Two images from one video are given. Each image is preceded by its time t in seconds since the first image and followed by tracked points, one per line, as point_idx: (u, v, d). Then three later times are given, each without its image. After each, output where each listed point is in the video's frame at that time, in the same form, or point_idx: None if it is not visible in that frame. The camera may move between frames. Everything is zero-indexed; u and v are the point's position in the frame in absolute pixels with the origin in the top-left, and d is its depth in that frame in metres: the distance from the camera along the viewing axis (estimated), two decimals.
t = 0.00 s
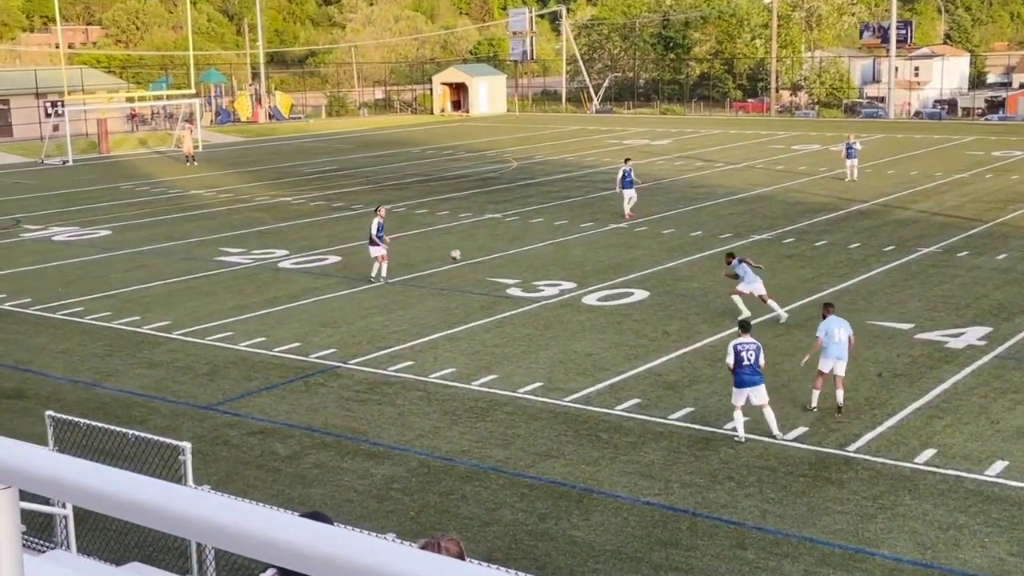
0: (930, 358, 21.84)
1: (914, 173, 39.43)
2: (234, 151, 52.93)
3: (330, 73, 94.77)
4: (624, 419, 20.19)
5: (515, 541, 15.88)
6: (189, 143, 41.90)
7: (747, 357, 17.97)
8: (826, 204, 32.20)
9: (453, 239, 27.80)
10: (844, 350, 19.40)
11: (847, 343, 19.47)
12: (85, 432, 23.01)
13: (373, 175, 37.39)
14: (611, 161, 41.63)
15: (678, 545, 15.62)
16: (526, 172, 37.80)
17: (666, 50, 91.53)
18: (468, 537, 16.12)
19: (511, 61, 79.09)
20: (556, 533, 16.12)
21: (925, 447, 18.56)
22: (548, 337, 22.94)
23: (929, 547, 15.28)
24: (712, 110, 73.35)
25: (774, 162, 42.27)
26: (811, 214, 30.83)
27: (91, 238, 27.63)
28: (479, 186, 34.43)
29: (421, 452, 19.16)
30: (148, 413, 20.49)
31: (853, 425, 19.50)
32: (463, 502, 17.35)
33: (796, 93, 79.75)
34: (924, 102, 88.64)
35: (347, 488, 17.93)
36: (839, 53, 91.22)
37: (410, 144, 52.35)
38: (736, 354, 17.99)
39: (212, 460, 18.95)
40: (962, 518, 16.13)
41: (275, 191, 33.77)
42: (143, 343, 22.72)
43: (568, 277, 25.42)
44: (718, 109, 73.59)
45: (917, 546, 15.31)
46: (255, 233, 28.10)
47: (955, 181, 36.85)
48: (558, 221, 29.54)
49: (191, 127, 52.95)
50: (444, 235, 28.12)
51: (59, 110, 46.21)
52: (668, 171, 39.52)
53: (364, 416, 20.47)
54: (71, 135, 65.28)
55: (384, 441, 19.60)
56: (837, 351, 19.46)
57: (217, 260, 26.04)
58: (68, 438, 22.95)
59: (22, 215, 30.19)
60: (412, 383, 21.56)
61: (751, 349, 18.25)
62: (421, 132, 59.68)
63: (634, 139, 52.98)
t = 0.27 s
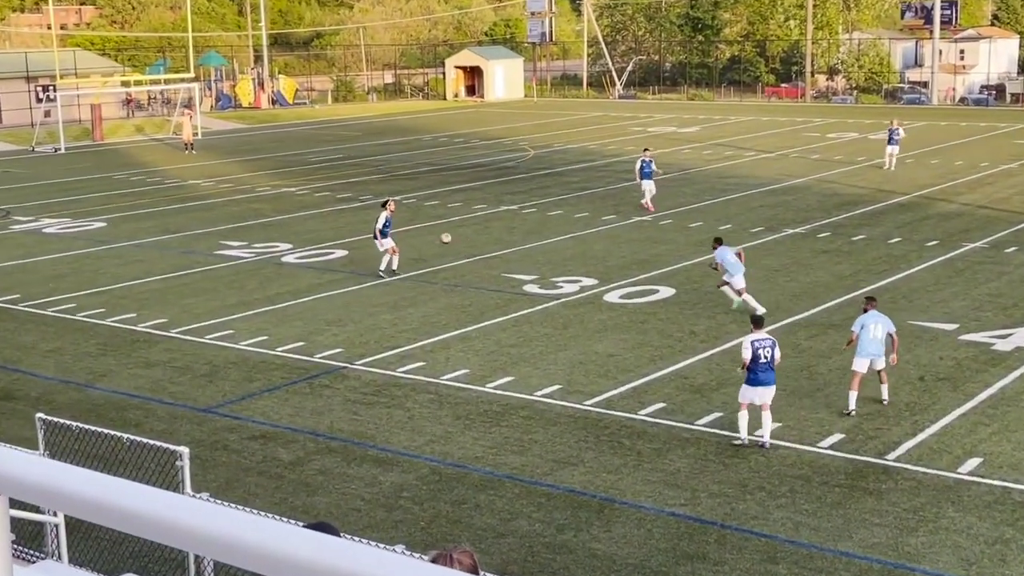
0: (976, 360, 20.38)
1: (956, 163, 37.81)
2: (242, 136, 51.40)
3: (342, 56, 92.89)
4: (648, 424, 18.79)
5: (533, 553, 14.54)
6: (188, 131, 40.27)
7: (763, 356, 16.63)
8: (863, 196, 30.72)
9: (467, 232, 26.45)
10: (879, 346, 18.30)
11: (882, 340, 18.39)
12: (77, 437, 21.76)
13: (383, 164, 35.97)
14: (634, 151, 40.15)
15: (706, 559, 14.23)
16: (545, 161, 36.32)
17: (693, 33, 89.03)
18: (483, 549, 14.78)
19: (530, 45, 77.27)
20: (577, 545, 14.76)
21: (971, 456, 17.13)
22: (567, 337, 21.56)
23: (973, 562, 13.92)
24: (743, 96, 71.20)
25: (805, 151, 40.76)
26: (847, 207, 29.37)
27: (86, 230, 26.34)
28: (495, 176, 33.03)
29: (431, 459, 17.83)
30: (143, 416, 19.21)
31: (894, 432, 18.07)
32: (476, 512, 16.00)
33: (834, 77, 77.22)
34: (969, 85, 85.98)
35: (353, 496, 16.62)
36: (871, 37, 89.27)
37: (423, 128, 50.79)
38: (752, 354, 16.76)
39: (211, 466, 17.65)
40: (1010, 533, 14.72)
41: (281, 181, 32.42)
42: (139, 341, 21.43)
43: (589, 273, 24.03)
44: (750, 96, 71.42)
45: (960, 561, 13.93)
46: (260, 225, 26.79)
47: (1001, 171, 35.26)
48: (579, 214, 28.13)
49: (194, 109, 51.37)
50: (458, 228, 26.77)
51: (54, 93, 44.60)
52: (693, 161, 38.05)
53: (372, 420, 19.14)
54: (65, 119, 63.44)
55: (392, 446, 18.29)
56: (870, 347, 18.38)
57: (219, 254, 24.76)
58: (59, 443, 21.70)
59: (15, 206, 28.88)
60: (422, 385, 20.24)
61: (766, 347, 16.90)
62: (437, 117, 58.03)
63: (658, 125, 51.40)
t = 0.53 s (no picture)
0: (1002, 361, 20.02)
1: (984, 160, 37.37)
2: (258, 131, 51.10)
3: (359, 51, 92.44)
4: (668, 425, 18.50)
5: (551, 556, 14.27)
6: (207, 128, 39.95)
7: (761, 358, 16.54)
8: (889, 193, 30.35)
9: (485, 229, 26.19)
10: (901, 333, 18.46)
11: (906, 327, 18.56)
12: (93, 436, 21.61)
13: (400, 161, 35.71)
14: (655, 147, 39.79)
15: (728, 562, 13.93)
16: (565, 158, 36.02)
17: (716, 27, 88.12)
18: (501, 551, 14.52)
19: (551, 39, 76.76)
20: (596, 548, 14.49)
21: (998, 458, 16.79)
22: (587, 336, 21.28)
23: (1002, 568, 13.58)
24: (767, 91, 70.49)
25: (829, 148, 40.34)
26: (872, 204, 29.01)
27: (102, 227, 26.17)
28: (514, 173, 32.74)
29: (449, 459, 17.58)
30: (159, 415, 19.01)
31: (918, 434, 17.74)
32: (494, 513, 15.74)
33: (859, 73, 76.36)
34: (995, 82, 85.14)
35: (370, 496, 16.39)
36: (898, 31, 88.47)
37: (441, 124, 50.43)
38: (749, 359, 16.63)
39: (227, 466, 17.45)
40: None
41: (297, 177, 32.20)
42: (155, 339, 21.24)
43: (609, 272, 23.74)
44: (773, 91, 70.73)
45: (988, 566, 13.60)
46: (278, 222, 26.59)
47: None
48: (600, 211, 27.83)
49: (211, 105, 51.09)
50: (478, 225, 26.51)
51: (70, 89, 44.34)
52: (715, 158, 37.69)
53: (389, 420, 18.91)
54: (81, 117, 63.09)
55: (409, 446, 18.05)
56: (895, 334, 18.56)
57: (236, 252, 24.56)
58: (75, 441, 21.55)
59: (30, 203, 28.73)
60: (440, 384, 20.00)
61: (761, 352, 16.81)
62: (456, 113, 57.56)
63: (679, 122, 50.99)
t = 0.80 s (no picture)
0: None
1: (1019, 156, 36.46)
2: (275, 125, 50.34)
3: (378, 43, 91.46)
4: (694, 431, 17.76)
5: (573, 566, 13.57)
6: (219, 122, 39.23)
7: (768, 357, 16.50)
8: (924, 191, 29.53)
9: (506, 228, 25.50)
10: (930, 340, 17.83)
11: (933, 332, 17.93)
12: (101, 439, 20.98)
13: (418, 156, 35.01)
14: (680, 144, 39.00)
15: (756, 573, 13.21)
16: (587, 154, 35.27)
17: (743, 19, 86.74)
18: (520, 559, 13.82)
19: (574, 31, 75.68)
20: (619, 557, 13.79)
21: None
22: (609, 338, 20.57)
23: None
24: (798, 86, 69.29)
25: (859, 144, 39.49)
26: (905, 202, 28.21)
27: (112, 225, 25.57)
28: (536, 170, 32.02)
29: (467, 465, 16.89)
30: (169, 419, 18.39)
31: (954, 440, 16.97)
32: (514, 521, 15.04)
33: (893, 67, 74.93)
34: None
35: (387, 503, 15.72)
36: (932, 22, 87.02)
37: (461, 118, 49.64)
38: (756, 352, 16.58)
39: (239, 471, 16.80)
40: None
41: (313, 174, 31.55)
42: (165, 340, 20.60)
43: (633, 272, 23.02)
44: (804, 86, 69.51)
45: None
46: (293, 220, 25.95)
47: None
48: (623, 209, 27.10)
49: (223, 98, 50.31)
50: (497, 223, 25.81)
51: (79, 83, 43.63)
52: (741, 154, 36.89)
53: (405, 424, 18.23)
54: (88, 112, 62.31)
55: (426, 451, 17.37)
56: (924, 340, 17.91)
57: (249, 250, 23.93)
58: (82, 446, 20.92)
59: (39, 200, 28.13)
60: (459, 387, 19.31)
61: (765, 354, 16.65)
62: (477, 106, 56.66)
63: (705, 116, 50.11)
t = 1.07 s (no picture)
0: None
1: None
2: (287, 121, 49.04)
3: (393, 38, 89.83)
4: (724, 447, 16.55)
5: None
6: (220, 122, 38.06)
7: (782, 368, 15.06)
8: (965, 192, 28.24)
9: (524, 230, 24.32)
10: (952, 337, 16.89)
11: (952, 328, 16.98)
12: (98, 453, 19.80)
13: (432, 156, 33.81)
14: (705, 143, 37.72)
15: None
16: (610, 153, 34.04)
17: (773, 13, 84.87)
18: None
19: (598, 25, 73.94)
20: None
21: None
22: (633, 347, 19.37)
23: None
24: (833, 81, 67.39)
25: (893, 142, 38.15)
26: (946, 204, 26.93)
27: (111, 228, 24.47)
28: (555, 170, 30.82)
29: (482, 483, 15.73)
30: (166, 433, 17.27)
31: (1006, 457, 15.72)
32: (533, 542, 13.86)
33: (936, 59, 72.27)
34: None
35: (397, 523, 14.56)
36: (968, 12, 84.99)
37: (478, 114, 48.31)
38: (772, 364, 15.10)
39: (240, 488, 15.68)
40: None
41: (322, 174, 30.40)
42: (164, 350, 19.49)
43: (659, 278, 21.81)
44: (840, 79, 67.61)
45: None
46: (301, 223, 24.83)
47: None
48: (648, 211, 25.89)
49: (228, 93, 48.95)
50: (515, 226, 24.64)
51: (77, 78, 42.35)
52: (769, 152, 35.60)
53: (417, 439, 17.07)
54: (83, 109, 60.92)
55: (439, 467, 16.21)
56: (942, 338, 16.93)
57: (254, 255, 22.82)
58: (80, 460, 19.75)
59: (36, 202, 27.04)
60: (475, 400, 18.14)
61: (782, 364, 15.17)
62: (496, 101, 55.24)
63: (731, 112, 48.73)
